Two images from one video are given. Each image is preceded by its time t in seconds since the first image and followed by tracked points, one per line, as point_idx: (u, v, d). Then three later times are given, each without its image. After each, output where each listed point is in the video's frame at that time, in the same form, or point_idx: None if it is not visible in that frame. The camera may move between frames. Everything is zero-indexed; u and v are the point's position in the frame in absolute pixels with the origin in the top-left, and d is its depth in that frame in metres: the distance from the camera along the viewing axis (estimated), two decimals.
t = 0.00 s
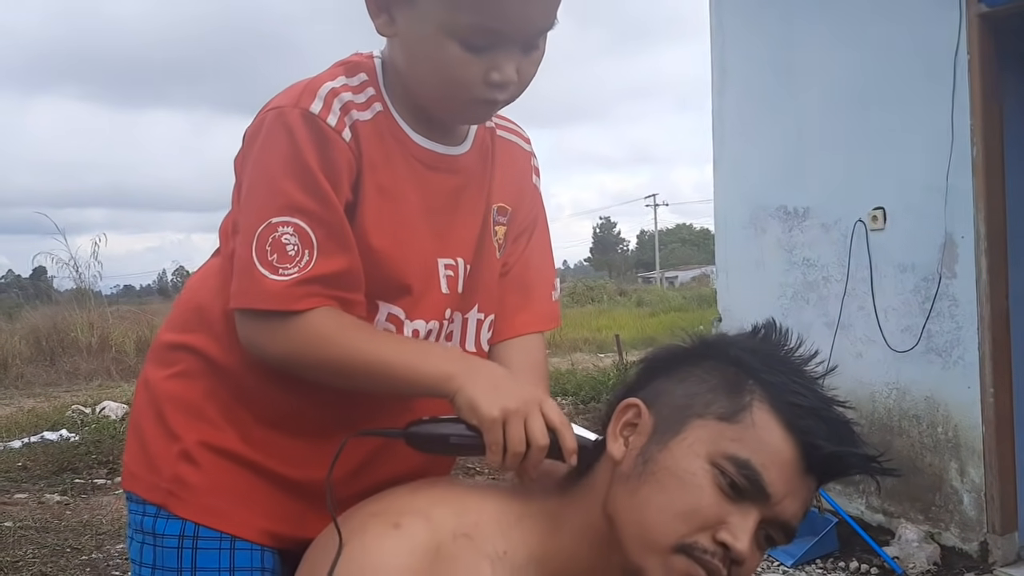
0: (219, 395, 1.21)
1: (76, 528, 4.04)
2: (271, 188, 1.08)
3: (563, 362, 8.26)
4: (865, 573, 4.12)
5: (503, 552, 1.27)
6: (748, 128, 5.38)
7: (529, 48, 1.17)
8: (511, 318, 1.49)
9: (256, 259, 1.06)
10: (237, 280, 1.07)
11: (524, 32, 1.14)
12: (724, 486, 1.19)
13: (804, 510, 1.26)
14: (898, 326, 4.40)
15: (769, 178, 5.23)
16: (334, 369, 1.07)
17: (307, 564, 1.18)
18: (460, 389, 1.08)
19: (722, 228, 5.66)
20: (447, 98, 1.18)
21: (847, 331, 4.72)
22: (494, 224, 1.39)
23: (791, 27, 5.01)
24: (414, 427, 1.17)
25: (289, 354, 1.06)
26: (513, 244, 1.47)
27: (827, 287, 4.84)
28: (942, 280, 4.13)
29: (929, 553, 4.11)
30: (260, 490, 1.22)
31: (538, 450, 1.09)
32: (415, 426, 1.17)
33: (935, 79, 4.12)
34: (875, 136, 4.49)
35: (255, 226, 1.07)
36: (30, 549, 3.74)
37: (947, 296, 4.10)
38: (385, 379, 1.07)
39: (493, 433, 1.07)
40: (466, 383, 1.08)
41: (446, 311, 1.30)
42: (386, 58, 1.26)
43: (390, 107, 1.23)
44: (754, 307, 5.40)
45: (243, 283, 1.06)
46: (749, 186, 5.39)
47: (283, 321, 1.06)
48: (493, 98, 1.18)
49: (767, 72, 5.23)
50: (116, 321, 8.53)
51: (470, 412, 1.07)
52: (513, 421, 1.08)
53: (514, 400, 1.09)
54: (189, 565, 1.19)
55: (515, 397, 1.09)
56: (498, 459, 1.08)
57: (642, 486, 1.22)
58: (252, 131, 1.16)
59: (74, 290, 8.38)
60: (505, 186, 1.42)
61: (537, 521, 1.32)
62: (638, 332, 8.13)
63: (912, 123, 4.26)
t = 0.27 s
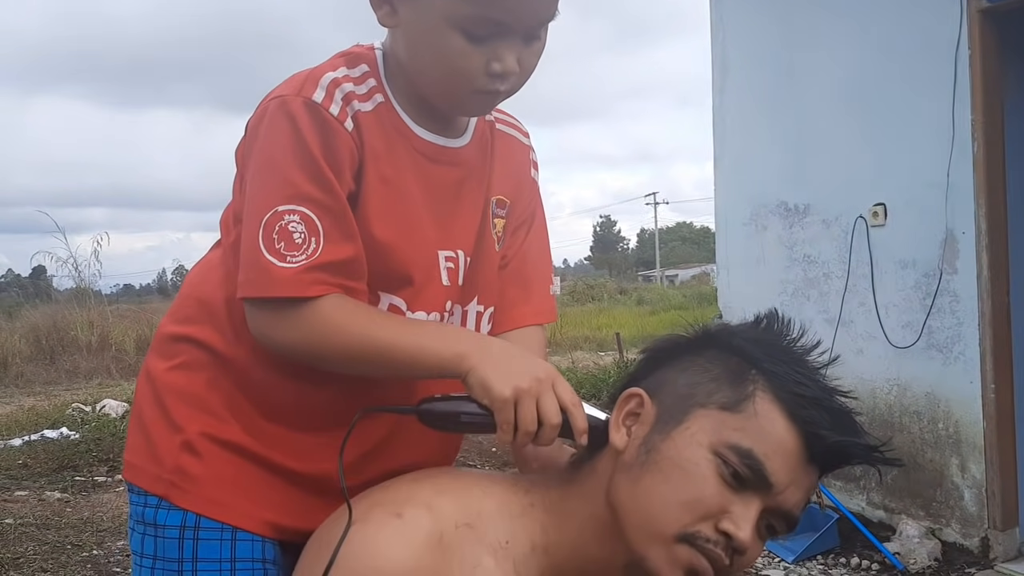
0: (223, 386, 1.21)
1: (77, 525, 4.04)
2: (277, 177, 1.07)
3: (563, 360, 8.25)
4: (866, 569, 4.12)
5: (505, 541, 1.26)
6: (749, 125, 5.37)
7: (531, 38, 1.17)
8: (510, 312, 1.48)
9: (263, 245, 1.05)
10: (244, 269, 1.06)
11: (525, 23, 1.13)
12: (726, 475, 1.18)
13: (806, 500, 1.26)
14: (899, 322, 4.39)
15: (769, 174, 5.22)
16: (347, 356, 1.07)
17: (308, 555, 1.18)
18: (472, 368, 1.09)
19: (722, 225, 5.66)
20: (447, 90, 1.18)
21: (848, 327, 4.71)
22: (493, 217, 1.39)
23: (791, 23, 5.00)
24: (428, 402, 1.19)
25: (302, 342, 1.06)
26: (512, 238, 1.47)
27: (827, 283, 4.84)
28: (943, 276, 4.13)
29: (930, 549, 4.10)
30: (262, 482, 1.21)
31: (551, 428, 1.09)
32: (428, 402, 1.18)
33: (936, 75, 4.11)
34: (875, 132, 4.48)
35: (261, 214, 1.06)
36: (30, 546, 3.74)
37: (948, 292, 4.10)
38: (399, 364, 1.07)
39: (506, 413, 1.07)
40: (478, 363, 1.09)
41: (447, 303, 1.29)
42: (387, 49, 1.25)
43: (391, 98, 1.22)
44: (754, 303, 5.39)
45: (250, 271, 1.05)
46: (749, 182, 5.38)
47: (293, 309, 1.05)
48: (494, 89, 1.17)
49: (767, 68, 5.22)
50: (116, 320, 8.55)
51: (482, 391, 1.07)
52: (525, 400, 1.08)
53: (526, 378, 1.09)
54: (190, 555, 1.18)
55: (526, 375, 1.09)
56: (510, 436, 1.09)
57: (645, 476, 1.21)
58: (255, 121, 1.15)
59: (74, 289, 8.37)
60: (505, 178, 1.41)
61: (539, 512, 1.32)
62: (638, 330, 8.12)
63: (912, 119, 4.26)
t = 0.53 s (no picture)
0: (219, 382, 1.21)
1: (75, 525, 4.03)
2: (274, 173, 1.07)
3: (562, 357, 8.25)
4: (865, 564, 4.12)
5: (502, 536, 1.26)
6: (746, 121, 5.37)
7: (525, 34, 1.16)
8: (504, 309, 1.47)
9: (262, 241, 1.05)
10: (244, 264, 1.05)
11: (519, 19, 1.13)
12: (723, 469, 1.18)
13: (803, 492, 1.26)
14: (897, 318, 4.39)
15: (766, 170, 5.22)
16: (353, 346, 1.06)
17: (305, 550, 1.18)
18: (479, 354, 1.08)
19: (720, 221, 5.66)
20: (441, 86, 1.17)
21: (846, 323, 4.71)
22: (487, 213, 1.39)
23: (788, 19, 5.00)
24: (435, 377, 1.20)
25: (307, 334, 1.06)
26: (506, 234, 1.47)
27: (825, 279, 4.84)
28: (941, 271, 4.13)
29: (929, 544, 4.10)
30: (259, 478, 1.21)
31: (557, 412, 1.08)
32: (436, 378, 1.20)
33: (933, 70, 4.10)
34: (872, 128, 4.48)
35: (260, 209, 1.05)
36: (28, 545, 3.73)
37: (946, 287, 4.09)
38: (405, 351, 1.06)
39: (513, 399, 1.06)
40: (486, 348, 1.08)
41: (442, 298, 1.29)
42: (381, 45, 1.25)
43: (386, 95, 1.22)
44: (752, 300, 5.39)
45: (251, 267, 1.05)
46: (746, 178, 5.38)
47: (296, 303, 1.05)
48: (487, 85, 1.17)
49: (764, 65, 5.22)
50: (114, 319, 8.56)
51: (490, 377, 1.07)
52: (532, 386, 1.06)
53: (532, 363, 1.07)
54: (186, 553, 1.18)
55: (533, 359, 1.08)
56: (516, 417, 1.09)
57: (643, 469, 1.21)
58: (250, 117, 1.15)
59: (72, 288, 8.34)
60: (499, 173, 1.41)
61: (536, 506, 1.31)
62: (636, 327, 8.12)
63: (909, 115, 4.25)
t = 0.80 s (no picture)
0: (219, 381, 1.22)
1: (74, 523, 4.04)
2: (280, 164, 1.07)
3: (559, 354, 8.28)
4: (861, 560, 4.15)
5: (500, 533, 1.27)
6: (742, 119, 5.39)
7: (523, 35, 1.18)
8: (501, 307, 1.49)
9: (268, 233, 1.04)
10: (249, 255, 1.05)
11: (518, 21, 1.15)
12: (720, 467, 1.20)
13: (798, 490, 1.28)
14: (893, 315, 4.41)
15: (763, 168, 5.23)
16: (359, 334, 1.05)
17: (305, 548, 1.19)
18: (487, 347, 1.05)
19: (718, 219, 5.68)
20: (440, 86, 1.18)
21: (843, 320, 4.73)
22: (485, 212, 1.40)
23: (784, 17, 5.01)
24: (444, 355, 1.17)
25: (310, 327, 1.05)
26: (504, 233, 1.48)
27: (822, 276, 4.85)
28: (937, 268, 4.14)
29: (925, 540, 4.12)
30: (258, 476, 1.22)
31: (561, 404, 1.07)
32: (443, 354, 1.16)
33: (928, 68, 4.11)
34: (868, 126, 4.49)
35: (266, 200, 1.05)
36: (28, 544, 3.75)
37: (942, 284, 4.11)
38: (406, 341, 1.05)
39: (516, 395, 1.05)
40: (493, 340, 1.05)
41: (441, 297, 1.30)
42: (380, 45, 1.26)
43: (388, 92, 1.23)
44: (749, 297, 5.41)
45: (257, 258, 1.04)
46: (743, 176, 5.39)
47: (301, 294, 1.04)
48: (486, 86, 1.18)
49: (761, 63, 5.23)
50: (112, 318, 8.57)
51: (495, 371, 1.05)
52: (536, 385, 1.04)
53: (539, 361, 1.04)
54: (188, 550, 1.19)
55: (541, 358, 1.04)
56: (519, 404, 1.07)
57: (640, 467, 1.22)
58: (257, 111, 1.15)
59: (70, 287, 8.34)
60: (497, 173, 1.42)
61: (533, 503, 1.33)
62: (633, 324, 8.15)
63: (904, 113, 4.27)
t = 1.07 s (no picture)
0: (229, 380, 1.23)
1: (77, 521, 4.07)
2: (304, 142, 1.07)
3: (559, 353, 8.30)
4: (860, 558, 4.17)
5: (502, 534, 1.29)
6: (743, 118, 5.40)
7: (535, 44, 1.18)
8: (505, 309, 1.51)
9: (291, 204, 1.02)
10: (271, 229, 1.02)
11: (530, 29, 1.15)
12: (719, 471, 1.21)
13: (798, 493, 1.29)
14: (893, 314, 4.43)
15: (763, 166, 5.24)
16: (378, 311, 1.01)
17: (309, 550, 1.21)
18: (508, 335, 1.03)
19: (718, 218, 5.69)
20: (451, 91, 1.19)
21: (842, 319, 4.74)
22: (491, 216, 1.42)
23: (784, 16, 5.02)
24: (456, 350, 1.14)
25: (323, 304, 1.01)
26: (508, 237, 1.50)
27: (821, 275, 4.87)
28: (936, 267, 4.15)
29: (924, 538, 4.14)
30: (265, 476, 1.24)
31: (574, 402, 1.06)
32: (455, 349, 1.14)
33: (928, 67, 4.13)
34: (868, 125, 4.51)
35: (289, 174, 1.04)
36: (31, 542, 3.77)
37: (941, 283, 4.13)
38: (420, 321, 1.01)
39: (536, 386, 1.02)
40: (516, 327, 1.03)
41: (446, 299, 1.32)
42: (393, 47, 1.26)
43: (399, 92, 1.24)
44: (750, 296, 5.43)
45: (279, 229, 1.01)
46: (743, 175, 5.41)
47: (323, 265, 1.00)
48: (497, 93, 1.19)
49: (761, 61, 5.24)
50: (113, 316, 8.60)
51: (517, 361, 1.02)
52: (556, 379, 1.02)
53: (563, 354, 1.02)
54: (196, 549, 1.21)
55: (563, 351, 1.03)
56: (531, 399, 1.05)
57: (642, 472, 1.23)
58: (278, 99, 1.17)
59: (72, 285, 8.37)
60: (503, 178, 1.43)
61: (535, 505, 1.34)
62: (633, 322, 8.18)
63: (904, 112, 4.28)
